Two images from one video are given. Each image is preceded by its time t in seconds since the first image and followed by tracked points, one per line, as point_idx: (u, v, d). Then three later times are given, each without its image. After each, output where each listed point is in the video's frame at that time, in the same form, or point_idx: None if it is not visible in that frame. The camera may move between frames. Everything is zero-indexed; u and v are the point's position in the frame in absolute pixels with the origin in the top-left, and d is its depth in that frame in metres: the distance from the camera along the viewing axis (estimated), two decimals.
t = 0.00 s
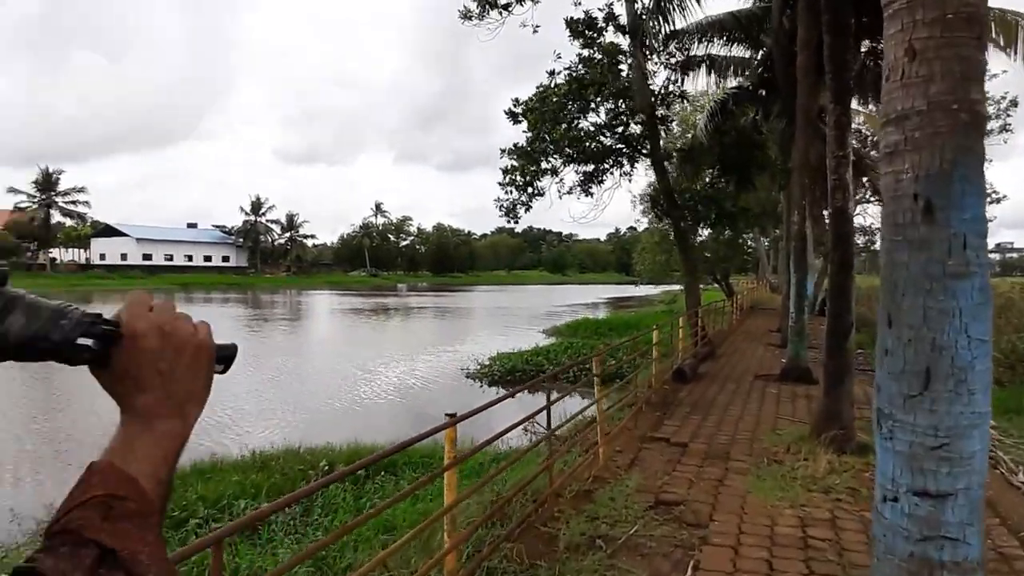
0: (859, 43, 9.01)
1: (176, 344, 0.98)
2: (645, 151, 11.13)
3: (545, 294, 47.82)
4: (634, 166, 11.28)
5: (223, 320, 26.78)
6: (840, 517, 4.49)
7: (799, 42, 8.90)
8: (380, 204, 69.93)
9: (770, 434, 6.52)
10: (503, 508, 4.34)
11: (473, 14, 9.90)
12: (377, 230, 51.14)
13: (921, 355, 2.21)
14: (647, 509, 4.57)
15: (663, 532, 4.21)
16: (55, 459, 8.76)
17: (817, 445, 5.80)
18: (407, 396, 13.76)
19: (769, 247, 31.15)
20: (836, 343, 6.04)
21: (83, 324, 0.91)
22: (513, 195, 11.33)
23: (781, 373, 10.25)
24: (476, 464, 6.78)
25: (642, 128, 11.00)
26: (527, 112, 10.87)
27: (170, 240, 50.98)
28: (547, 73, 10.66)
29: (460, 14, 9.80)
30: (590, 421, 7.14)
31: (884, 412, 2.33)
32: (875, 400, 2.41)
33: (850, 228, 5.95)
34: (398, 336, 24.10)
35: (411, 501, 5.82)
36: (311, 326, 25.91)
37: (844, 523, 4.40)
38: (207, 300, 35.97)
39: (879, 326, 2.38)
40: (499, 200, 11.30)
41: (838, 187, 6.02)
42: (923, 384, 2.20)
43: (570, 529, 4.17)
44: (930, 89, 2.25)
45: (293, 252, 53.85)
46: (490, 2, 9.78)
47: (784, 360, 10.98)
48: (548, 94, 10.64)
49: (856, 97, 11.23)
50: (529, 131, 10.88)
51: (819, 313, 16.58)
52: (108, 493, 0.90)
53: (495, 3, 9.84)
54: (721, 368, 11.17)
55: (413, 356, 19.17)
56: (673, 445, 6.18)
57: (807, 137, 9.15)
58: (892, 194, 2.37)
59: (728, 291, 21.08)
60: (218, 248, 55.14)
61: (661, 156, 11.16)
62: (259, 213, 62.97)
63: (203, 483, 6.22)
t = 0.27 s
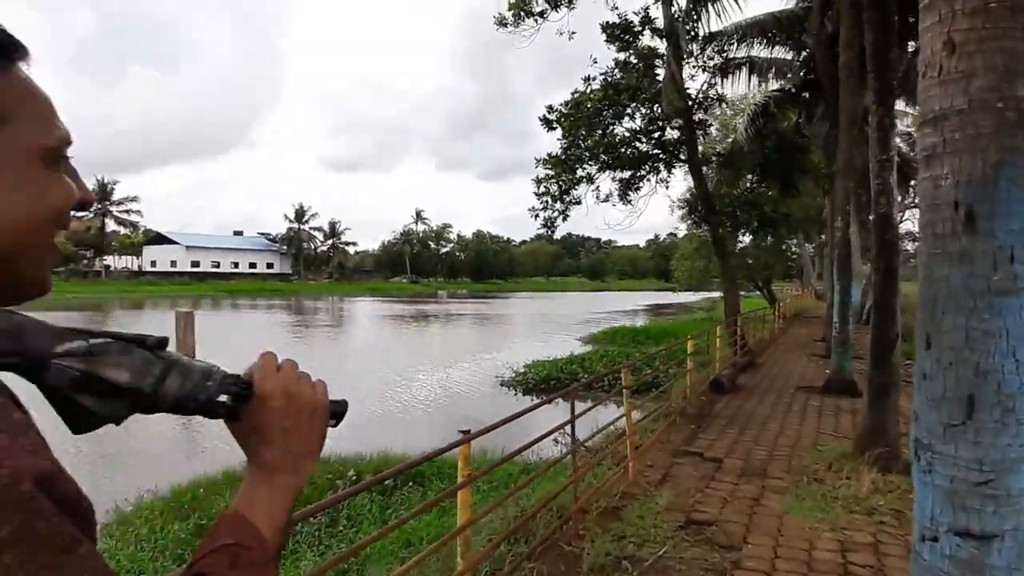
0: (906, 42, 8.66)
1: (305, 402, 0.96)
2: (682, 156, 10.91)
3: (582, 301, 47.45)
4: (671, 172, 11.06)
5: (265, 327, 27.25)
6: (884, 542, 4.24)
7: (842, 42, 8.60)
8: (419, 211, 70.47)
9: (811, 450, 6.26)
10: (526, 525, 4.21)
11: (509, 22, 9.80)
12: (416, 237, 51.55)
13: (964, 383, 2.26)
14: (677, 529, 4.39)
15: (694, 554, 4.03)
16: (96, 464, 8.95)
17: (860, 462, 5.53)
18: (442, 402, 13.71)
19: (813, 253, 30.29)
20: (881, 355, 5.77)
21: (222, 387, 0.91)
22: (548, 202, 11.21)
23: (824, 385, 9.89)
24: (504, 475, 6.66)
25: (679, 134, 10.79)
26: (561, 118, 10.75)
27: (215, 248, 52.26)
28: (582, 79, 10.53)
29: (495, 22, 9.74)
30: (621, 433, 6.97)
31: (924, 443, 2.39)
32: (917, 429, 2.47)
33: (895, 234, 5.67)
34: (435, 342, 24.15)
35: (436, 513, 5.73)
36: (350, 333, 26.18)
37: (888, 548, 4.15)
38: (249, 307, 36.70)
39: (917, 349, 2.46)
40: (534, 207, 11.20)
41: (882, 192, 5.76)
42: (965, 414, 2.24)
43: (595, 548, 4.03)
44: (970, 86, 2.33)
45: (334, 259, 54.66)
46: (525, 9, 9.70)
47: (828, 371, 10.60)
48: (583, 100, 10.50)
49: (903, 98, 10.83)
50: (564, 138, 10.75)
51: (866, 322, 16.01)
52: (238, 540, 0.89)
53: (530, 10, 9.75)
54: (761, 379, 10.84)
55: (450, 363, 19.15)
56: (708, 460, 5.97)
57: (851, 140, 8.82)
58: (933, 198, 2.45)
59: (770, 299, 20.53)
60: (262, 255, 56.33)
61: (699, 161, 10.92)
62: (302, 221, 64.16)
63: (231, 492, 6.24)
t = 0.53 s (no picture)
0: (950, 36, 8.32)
1: (412, 381, 1.02)
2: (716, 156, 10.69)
3: (616, 303, 47.00)
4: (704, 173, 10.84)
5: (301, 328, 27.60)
6: (926, 559, 4.02)
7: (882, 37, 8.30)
8: (452, 213, 70.63)
9: (849, 460, 6.03)
10: (549, 534, 4.11)
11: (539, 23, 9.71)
12: (449, 239, 51.71)
13: (1010, 403, 2.28)
14: (705, 542, 4.24)
15: (722, 569, 3.88)
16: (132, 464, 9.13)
17: (901, 474, 5.30)
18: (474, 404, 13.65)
19: (855, 255, 29.45)
20: (923, 362, 5.53)
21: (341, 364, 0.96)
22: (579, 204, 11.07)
23: (864, 391, 9.58)
24: (531, 481, 6.57)
25: (712, 133, 10.56)
26: (592, 120, 10.60)
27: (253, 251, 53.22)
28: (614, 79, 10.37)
29: (525, 23, 9.64)
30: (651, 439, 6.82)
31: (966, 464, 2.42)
32: (957, 451, 2.50)
33: (938, 236, 5.42)
34: (467, 344, 24.14)
35: (460, 519, 5.66)
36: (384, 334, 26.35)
37: (930, 567, 3.94)
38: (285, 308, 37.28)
39: (958, 364, 2.50)
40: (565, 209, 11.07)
41: (925, 192, 5.52)
42: (1012, 435, 2.27)
43: (619, 560, 3.91)
44: (1016, 76, 2.32)
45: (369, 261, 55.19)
46: (555, 9, 9.59)
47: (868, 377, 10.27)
48: (614, 100, 10.35)
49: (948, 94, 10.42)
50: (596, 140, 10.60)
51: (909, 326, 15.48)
52: (364, 499, 0.93)
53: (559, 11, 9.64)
54: (798, 385, 10.54)
55: (481, 365, 19.10)
56: (740, 469, 5.79)
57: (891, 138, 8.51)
58: (976, 197, 2.48)
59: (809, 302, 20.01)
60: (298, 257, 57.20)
61: (733, 161, 10.68)
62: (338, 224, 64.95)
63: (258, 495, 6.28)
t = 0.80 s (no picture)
0: (971, 34, 8.15)
1: (501, 351, 1.04)
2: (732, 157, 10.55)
3: (629, 305, 46.73)
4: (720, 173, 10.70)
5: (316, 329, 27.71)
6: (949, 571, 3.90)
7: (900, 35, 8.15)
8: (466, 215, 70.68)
9: (868, 467, 5.90)
10: (559, 543, 4.03)
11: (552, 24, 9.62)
12: (463, 241, 51.69)
13: None
14: (720, 551, 4.14)
15: None
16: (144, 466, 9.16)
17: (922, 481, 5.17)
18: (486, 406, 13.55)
19: (872, 257, 29.05)
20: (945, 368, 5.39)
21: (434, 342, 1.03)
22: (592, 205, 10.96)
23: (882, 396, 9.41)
24: (543, 486, 6.48)
25: (728, 134, 10.43)
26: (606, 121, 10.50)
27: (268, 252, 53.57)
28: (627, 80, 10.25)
29: (538, 24, 9.57)
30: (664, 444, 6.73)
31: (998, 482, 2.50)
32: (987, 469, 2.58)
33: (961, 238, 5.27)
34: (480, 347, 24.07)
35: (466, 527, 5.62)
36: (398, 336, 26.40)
37: None
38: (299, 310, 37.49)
39: (989, 377, 2.59)
40: (577, 210, 10.96)
41: (947, 193, 5.38)
42: None
43: (631, 569, 3.82)
44: None
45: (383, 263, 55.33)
46: (568, 10, 9.52)
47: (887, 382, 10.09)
48: (628, 102, 10.23)
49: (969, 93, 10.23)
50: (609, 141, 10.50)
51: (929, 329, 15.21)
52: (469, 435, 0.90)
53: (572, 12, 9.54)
54: (814, 389, 10.38)
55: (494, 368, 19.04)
56: (755, 476, 5.68)
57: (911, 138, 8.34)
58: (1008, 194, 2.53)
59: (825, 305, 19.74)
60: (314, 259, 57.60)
61: (749, 162, 10.54)
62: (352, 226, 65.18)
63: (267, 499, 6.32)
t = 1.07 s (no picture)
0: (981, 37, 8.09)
1: (482, 455, 1.01)
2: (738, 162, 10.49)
3: (635, 311, 46.53)
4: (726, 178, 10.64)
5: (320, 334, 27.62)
6: None
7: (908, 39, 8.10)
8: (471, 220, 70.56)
9: (878, 476, 5.82)
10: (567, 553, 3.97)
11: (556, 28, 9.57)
12: (467, 247, 51.55)
13: None
14: (730, 562, 4.07)
15: None
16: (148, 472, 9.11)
17: (934, 490, 5.10)
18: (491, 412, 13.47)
19: (879, 262, 28.84)
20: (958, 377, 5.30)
21: (424, 413, 1.07)
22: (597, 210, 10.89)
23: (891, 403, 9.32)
24: (549, 494, 6.40)
25: (734, 139, 10.37)
26: (611, 126, 10.42)
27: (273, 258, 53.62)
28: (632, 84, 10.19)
29: (543, 29, 9.51)
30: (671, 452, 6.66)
31: None
32: None
33: (972, 243, 5.20)
34: (485, 352, 23.96)
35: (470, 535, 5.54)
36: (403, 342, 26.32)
37: None
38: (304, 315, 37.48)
39: None
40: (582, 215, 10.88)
41: (958, 197, 5.30)
42: None
43: None
44: None
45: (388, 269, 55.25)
46: (574, 14, 9.48)
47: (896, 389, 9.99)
48: (633, 106, 10.17)
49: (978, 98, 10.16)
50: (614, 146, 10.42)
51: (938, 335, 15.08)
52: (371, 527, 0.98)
53: (577, 16, 9.49)
54: (822, 396, 10.28)
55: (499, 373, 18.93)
56: (764, 484, 5.60)
57: (920, 142, 8.27)
58: None
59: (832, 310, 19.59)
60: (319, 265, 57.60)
61: (755, 167, 10.48)
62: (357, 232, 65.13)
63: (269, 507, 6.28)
